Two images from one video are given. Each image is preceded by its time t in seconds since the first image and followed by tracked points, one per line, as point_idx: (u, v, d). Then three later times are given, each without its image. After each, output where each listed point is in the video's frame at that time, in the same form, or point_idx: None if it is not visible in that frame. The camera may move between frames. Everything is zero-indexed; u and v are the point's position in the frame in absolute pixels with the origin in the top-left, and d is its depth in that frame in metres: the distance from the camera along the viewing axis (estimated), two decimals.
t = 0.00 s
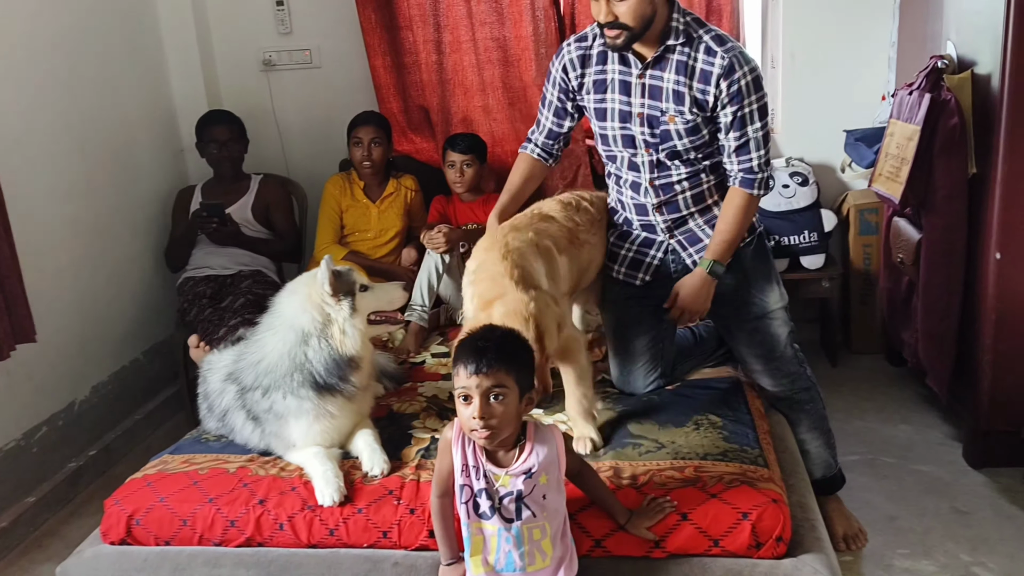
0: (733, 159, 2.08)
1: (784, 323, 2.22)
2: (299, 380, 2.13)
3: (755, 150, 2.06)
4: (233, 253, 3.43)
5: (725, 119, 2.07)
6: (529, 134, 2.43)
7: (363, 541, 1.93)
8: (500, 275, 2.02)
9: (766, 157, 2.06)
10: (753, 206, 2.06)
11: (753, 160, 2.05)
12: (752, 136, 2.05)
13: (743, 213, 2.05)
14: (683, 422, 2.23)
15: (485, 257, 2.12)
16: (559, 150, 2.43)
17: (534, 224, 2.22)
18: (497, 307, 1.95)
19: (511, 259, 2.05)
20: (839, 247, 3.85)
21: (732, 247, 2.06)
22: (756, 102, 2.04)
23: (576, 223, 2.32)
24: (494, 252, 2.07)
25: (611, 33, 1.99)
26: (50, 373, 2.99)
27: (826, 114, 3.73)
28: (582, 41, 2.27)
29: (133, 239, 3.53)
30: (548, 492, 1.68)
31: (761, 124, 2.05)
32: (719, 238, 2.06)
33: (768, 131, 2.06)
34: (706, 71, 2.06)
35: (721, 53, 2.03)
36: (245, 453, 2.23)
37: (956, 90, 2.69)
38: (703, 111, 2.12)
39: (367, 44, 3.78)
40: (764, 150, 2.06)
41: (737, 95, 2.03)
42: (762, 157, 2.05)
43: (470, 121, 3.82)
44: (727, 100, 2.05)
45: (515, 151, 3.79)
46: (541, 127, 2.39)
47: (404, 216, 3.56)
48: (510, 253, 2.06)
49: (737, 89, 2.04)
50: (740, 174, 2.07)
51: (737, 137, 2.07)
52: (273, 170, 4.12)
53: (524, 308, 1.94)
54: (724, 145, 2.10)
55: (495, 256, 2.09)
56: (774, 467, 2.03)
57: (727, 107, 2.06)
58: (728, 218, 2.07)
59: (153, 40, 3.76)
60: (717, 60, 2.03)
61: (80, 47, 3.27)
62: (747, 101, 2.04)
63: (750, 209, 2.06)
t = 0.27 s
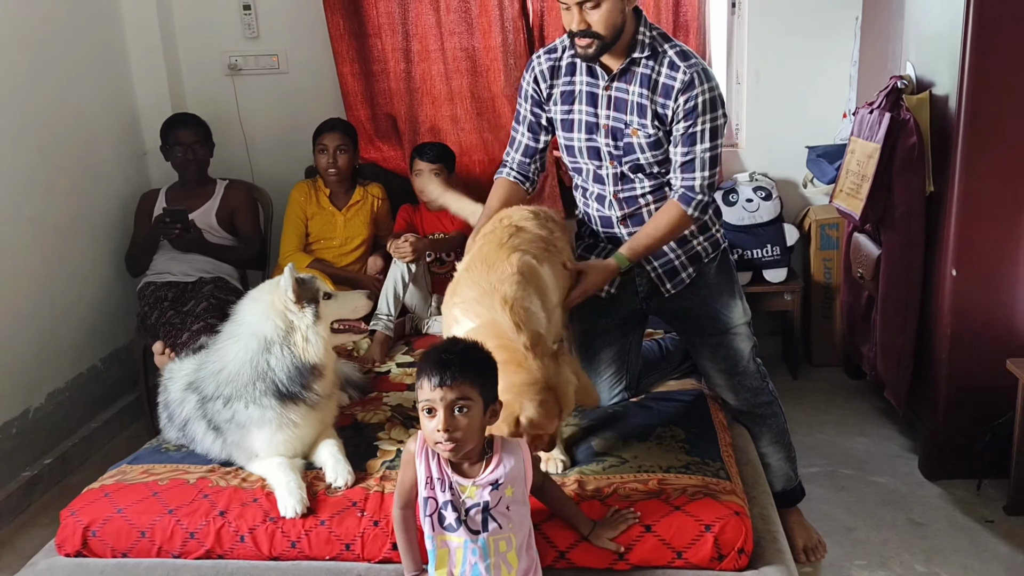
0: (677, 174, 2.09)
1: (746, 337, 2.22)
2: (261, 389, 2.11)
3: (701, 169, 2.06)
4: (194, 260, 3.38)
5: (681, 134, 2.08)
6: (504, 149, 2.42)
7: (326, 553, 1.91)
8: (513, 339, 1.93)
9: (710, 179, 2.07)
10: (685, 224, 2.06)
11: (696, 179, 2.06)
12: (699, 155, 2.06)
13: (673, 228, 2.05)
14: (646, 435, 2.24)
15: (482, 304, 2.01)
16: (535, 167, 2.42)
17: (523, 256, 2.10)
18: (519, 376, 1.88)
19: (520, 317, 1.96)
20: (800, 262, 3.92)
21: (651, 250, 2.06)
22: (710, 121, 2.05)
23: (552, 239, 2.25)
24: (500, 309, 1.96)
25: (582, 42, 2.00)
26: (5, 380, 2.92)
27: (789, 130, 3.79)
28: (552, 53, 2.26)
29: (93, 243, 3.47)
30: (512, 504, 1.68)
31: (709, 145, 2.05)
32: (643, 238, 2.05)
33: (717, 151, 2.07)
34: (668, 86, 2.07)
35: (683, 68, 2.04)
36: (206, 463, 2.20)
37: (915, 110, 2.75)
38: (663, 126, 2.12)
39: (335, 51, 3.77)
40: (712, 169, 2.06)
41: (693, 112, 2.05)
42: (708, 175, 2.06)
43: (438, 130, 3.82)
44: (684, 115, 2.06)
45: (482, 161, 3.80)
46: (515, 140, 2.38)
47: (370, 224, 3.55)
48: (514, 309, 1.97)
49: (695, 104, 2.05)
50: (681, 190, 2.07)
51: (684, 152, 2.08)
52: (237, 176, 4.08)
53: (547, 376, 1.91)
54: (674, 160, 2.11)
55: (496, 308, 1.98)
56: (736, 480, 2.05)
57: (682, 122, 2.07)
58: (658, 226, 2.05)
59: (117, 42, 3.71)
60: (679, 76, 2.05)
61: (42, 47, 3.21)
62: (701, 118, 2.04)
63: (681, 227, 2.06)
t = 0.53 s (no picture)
0: (620, 184, 2.06)
1: (712, 346, 2.21)
2: (228, 394, 2.07)
3: (642, 182, 2.03)
4: (159, 264, 3.33)
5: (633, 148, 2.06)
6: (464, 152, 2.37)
7: (291, 561, 1.88)
8: (503, 323, 1.84)
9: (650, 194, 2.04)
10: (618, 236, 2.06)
11: (637, 193, 2.03)
12: (644, 168, 2.03)
13: (605, 237, 2.05)
14: (614, 444, 2.24)
15: (458, 300, 1.92)
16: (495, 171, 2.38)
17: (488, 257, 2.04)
18: (524, 348, 1.79)
19: (503, 308, 1.89)
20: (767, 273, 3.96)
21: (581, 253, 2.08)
22: (664, 136, 2.02)
23: (504, 244, 2.18)
24: (485, 298, 1.90)
25: (558, 51, 1.96)
26: None
27: (757, 144, 3.84)
28: (520, 60, 2.21)
29: (55, 245, 3.41)
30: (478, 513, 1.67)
31: (655, 161, 2.02)
32: (575, 241, 2.07)
33: (662, 170, 2.04)
34: (627, 100, 2.05)
35: (643, 84, 2.02)
36: (169, 469, 2.16)
37: (881, 124, 2.79)
38: (621, 139, 2.10)
39: (307, 56, 3.74)
40: (654, 185, 2.04)
41: (646, 126, 2.02)
42: (647, 192, 2.04)
43: (410, 137, 3.81)
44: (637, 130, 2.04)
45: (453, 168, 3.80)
46: (477, 144, 2.33)
47: (339, 231, 3.52)
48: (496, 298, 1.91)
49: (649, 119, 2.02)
50: (617, 200, 2.06)
51: (630, 166, 2.04)
52: (205, 179, 4.03)
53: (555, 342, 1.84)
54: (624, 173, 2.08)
55: (476, 302, 1.90)
56: (704, 488, 2.06)
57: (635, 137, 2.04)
58: (592, 232, 2.06)
59: (83, 42, 3.65)
60: (639, 90, 2.02)
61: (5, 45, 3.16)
62: (652, 134, 2.01)
63: (614, 237, 2.06)
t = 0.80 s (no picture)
0: (604, 186, 2.03)
1: (708, 349, 2.22)
2: (228, 393, 2.06)
3: (626, 184, 2.00)
4: (161, 264, 3.35)
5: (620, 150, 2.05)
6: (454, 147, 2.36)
7: (287, 561, 1.87)
8: (490, 313, 1.83)
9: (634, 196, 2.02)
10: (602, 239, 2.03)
11: (621, 194, 2.01)
12: (629, 170, 2.00)
13: (590, 241, 2.02)
14: (612, 447, 2.24)
15: (443, 299, 1.92)
16: (485, 165, 2.37)
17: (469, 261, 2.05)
18: (517, 327, 1.78)
19: (486, 298, 1.89)
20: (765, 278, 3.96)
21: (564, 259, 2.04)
22: (651, 139, 2.00)
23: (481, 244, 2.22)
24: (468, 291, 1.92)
25: (558, 53, 1.95)
26: None
27: (756, 149, 3.84)
28: (518, 61, 2.22)
29: (53, 242, 3.40)
30: (474, 517, 1.66)
31: (642, 163, 2.00)
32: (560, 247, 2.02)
33: (648, 172, 2.01)
34: (618, 102, 2.05)
35: (634, 86, 2.02)
36: (166, 468, 2.15)
37: (882, 131, 2.79)
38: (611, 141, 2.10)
39: (308, 56, 3.74)
40: (638, 188, 2.01)
41: (634, 128, 2.01)
42: (631, 194, 2.01)
43: (409, 139, 3.81)
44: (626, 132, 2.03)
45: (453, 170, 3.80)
46: (467, 140, 2.32)
47: (338, 231, 3.52)
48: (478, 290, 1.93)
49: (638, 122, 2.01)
50: (603, 202, 2.03)
51: (615, 167, 2.02)
52: (204, 178, 4.02)
53: (547, 313, 1.83)
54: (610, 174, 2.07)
55: (460, 300, 1.90)
56: (701, 492, 2.06)
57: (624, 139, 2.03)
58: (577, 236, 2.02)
59: (83, 39, 3.65)
60: (630, 92, 2.02)
61: (5, 41, 3.15)
62: (639, 137, 2.00)
63: (598, 240, 2.03)
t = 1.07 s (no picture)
0: (615, 174, 2.01)
1: (719, 349, 2.21)
2: (249, 389, 2.08)
3: (637, 172, 1.98)
4: (175, 262, 3.34)
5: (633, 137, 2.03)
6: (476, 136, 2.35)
7: (297, 557, 1.88)
8: (501, 304, 1.85)
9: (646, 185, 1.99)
10: (610, 230, 1.99)
11: (632, 182, 1.98)
12: (641, 158, 1.97)
13: (597, 233, 1.99)
14: (621, 446, 2.24)
15: (452, 298, 1.91)
16: (506, 156, 2.35)
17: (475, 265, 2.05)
18: (532, 313, 1.82)
19: (493, 291, 1.90)
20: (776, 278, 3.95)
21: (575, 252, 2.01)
22: (663, 128, 1.97)
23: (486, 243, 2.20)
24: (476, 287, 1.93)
25: (580, 33, 1.96)
26: None
27: (768, 148, 3.83)
28: (537, 50, 2.23)
29: (64, 239, 3.41)
30: (485, 517, 1.65)
31: (654, 150, 1.97)
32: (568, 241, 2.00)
33: (661, 161, 1.98)
34: (634, 88, 2.04)
35: (650, 73, 2.01)
36: (177, 464, 2.16)
37: (894, 131, 2.78)
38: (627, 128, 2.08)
39: (318, 54, 3.75)
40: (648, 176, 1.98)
41: (648, 114, 1.99)
42: (642, 180, 1.98)
43: (420, 137, 3.81)
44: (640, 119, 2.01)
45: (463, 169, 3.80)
46: (488, 129, 2.31)
47: (348, 228, 3.53)
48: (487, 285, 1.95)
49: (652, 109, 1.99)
50: (614, 189, 2.00)
51: (628, 153, 1.99)
52: (215, 176, 4.04)
53: (561, 296, 1.88)
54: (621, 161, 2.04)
55: (470, 297, 1.89)
56: (711, 492, 2.05)
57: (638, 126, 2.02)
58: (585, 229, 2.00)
59: (96, 36, 3.66)
60: (645, 79, 2.01)
61: (18, 38, 3.16)
62: (651, 123, 1.97)
63: (609, 231, 2.00)
